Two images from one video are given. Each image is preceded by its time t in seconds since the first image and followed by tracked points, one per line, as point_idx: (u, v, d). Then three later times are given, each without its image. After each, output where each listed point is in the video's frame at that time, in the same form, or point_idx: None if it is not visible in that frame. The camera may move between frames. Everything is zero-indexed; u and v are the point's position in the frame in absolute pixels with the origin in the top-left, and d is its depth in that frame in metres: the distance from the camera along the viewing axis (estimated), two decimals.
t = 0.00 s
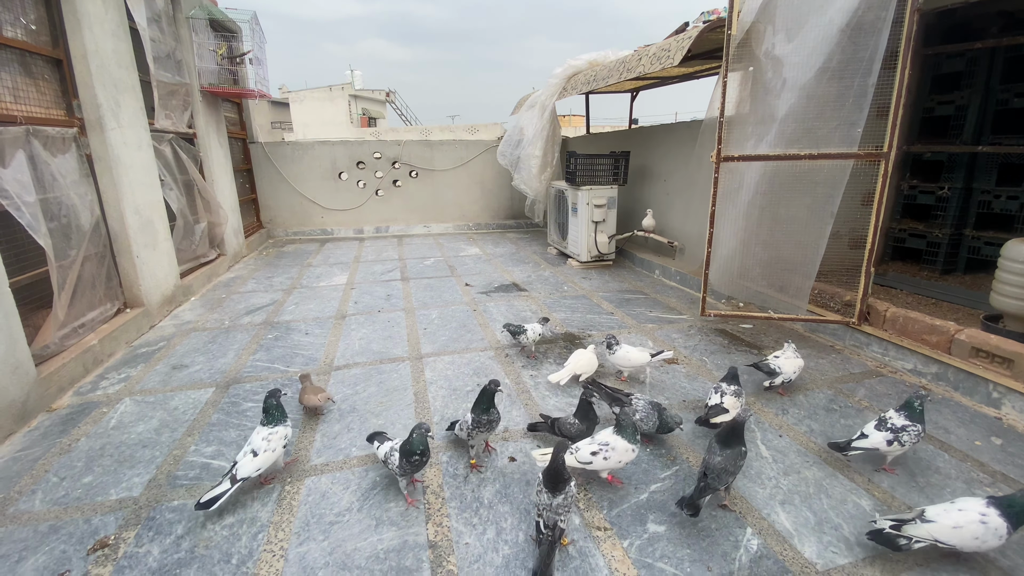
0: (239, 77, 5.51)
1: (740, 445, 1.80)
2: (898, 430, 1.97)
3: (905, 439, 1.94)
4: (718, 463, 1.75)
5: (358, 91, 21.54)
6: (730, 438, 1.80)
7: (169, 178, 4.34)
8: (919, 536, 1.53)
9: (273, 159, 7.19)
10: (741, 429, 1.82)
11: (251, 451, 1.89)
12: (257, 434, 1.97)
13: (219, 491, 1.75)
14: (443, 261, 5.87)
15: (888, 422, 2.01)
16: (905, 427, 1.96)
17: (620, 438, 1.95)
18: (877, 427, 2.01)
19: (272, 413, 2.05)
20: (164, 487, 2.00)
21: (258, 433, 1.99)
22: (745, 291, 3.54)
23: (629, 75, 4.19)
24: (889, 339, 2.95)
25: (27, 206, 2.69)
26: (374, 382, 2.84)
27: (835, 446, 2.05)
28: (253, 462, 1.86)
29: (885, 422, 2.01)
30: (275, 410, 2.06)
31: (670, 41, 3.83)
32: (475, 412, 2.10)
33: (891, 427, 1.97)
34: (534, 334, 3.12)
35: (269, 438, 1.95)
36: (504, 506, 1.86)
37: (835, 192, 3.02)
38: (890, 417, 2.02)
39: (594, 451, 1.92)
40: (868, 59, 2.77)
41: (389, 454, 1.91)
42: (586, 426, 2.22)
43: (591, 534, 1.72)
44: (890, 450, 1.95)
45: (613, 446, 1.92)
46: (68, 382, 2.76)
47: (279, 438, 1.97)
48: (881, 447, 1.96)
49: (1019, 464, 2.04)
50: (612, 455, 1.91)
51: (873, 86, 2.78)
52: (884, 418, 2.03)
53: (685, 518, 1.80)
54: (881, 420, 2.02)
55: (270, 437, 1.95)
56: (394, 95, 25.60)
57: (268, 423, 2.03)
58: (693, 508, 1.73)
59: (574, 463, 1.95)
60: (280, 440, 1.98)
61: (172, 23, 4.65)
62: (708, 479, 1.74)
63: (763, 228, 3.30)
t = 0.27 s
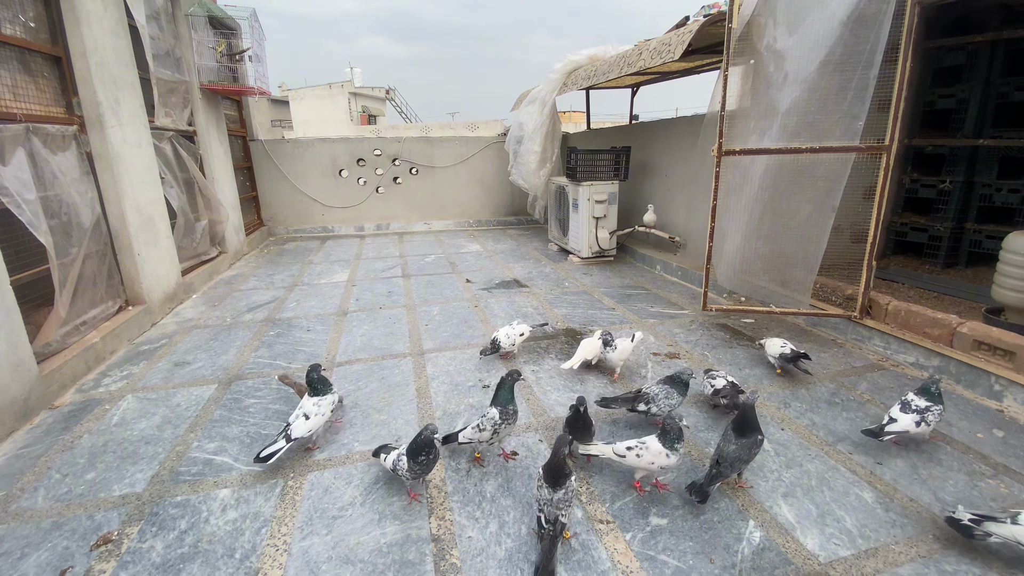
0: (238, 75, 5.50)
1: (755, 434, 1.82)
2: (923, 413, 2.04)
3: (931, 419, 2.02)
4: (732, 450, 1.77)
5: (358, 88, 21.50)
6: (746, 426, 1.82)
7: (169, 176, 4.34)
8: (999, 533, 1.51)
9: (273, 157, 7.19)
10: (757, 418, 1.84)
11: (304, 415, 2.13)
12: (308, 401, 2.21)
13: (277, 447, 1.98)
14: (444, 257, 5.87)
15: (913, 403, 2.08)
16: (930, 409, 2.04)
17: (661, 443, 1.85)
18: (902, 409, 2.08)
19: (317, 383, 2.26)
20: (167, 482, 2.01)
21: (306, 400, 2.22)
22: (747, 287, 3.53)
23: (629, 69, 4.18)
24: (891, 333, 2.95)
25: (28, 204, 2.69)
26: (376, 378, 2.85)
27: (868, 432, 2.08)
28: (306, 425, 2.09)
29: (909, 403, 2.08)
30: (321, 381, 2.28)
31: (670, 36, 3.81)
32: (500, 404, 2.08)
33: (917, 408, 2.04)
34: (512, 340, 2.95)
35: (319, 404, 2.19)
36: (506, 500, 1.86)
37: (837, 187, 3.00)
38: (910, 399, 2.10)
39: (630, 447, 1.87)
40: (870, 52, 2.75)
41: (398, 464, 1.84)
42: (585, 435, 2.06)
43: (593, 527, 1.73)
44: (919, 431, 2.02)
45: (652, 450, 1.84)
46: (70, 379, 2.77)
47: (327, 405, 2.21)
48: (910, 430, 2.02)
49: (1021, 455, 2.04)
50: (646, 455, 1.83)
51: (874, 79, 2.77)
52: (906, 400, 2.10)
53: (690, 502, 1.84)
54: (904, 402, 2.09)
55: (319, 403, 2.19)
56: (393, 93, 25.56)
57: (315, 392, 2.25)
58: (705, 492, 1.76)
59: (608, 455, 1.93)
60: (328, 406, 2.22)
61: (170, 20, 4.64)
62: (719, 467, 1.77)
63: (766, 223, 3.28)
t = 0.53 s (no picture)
0: (238, 74, 5.50)
1: (755, 428, 1.92)
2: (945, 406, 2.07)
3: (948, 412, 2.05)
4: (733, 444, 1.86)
5: (358, 87, 21.48)
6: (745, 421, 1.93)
7: (169, 176, 4.34)
8: None
9: (274, 156, 7.19)
10: (756, 412, 1.95)
11: (345, 396, 2.28)
12: (346, 381, 2.34)
13: (322, 426, 2.15)
14: (444, 257, 5.87)
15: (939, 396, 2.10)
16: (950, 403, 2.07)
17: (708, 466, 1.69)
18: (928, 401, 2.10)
19: (355, 364, 2.37)
20: (168, 483, 2.01)
21: (346, 380, 2.35)
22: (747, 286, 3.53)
23: (629, 68, 4.17)
24: (891, 333, 2.95)
25: (28, 205, 2.70)
26: (376, 378, 2.85)
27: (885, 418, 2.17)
28: (346, 405, 2.25)
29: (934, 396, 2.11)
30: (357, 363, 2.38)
31: (670, 35, 3.80)
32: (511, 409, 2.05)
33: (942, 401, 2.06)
34: (507, 341, 2.91)
35: (357, 385, 2.31)
36: (505, 501, 1.87)
37: (837, 186, 2.99)
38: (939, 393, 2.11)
39: (673, 472, 1.71)
40: (870, 51, 2.74)
41: (415, 472, 1.76)
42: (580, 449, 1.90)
43: (592, 528, 1.73)
44: (940, 423, 2.05)
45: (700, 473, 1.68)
46: (71, 379, 2.78)
47: (365, 385, 2.34)
48: (930, 421, 2.06)
49: (1021, 456, 2.04)
50: (691, 484, 1.67)
51: (875, 78, 2.75)
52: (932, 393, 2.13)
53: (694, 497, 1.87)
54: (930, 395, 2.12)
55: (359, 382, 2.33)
56: (394, 91, 25.54)
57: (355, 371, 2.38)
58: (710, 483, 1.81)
59: (648, 475, 1.78)
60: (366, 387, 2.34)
61: (170, 20, 4.63)
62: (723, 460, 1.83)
63: (766, 222, 3.27)
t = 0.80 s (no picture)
0: (239, 74, 5.51)
1: (754, 423, 1.98)
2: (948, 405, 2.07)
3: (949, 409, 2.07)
4: (733, 439, 1.93)
5: (359, 86, 21.48)
6: (744, 415, 2.00)
7: (171, 176, 4.35)
8: None
9: (275, 156, 7.20)
10: (755, 408, 2.01)
11: (362, 378, 2.42)
12: (365, 365, 2.50)
13: (342, 403, 2.31)
14: (445, 257, 5.88)
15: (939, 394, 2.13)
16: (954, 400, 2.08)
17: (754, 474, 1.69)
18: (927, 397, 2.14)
19: (375, 349, 2.56)
20: (170, 483, 2.02)
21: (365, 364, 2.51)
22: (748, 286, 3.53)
23: (630, 68, 4.16)
24: (892, 333, 2.95)
25: (31, 206, 2.71)
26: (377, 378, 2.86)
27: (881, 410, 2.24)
28: (363, 387, 2.39)
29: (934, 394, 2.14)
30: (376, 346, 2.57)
31: (671, 35, 3.80)
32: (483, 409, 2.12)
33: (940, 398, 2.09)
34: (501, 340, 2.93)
35: (374, 368, 2.47)
36: (505, 502, 1.87)
37: (839, 187, 2.99)
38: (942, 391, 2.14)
39: (719, 486, 1.67)
40: (872, 51, 2.73)
41: (415, 469, 1.74)
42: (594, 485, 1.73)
43: (592, 529, 1.73)
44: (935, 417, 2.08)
45: (748, 482, 1.67)
46: (73, 379, 2.78)
47: (381, 369, 2.49)
48: (925, 413, 2.09)
49: (1022, 457, 2.04)
50: (740, 493, 1.65)
51: (876, 79, 2.75)
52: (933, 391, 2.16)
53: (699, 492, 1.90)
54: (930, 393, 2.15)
55: (377, 366, 2.48)
56: (395, 91, 25.53)
57: (372, 357, 2.55)
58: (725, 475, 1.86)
59: (691, 494, 1.71)
60: (382, 371, 2.49)
61: (172, 21, 4.64)
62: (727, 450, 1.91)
63: (767, 223, 3.27)
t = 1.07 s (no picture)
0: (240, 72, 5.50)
1: (772, 421, 1.93)
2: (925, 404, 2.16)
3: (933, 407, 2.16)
4: (750, 437, 1.92)
5: (360, 85, 21.46)
6: (762, 412, 1.94)
7: (172, 174, 4.35)
8: None
9: (276, 154, 7.19)
10: (772, 404, 1.94)
11: (377, 370, 2.47)
12: (380, 359, 2.54)
13: (358, 395, 2.36)
14: (446, 255, 5.87)
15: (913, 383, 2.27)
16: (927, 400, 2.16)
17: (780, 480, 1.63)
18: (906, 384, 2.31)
19: (387, 344, 2.58)
20: (172, 480, 2.02)
21: (380, 358, 2.56)
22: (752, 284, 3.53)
23: (632, 67, 4.16)
24: (895, 331, 2.94)
25: (33, 202, 2.70)
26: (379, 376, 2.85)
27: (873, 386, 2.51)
28: (379, 379, 2.43)
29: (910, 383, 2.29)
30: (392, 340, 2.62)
31: (674, 32, 3.79)
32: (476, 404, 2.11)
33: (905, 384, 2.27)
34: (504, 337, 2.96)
35: (389, 361, 2.52)
36: (509, 498, 1.87)
37: (842, 185, 2.98)
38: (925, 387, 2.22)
39: (743, 479, 1.69)
40: (876, 49, 2.72)
41: (427, 473, 1.71)
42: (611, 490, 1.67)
43: (596, 526, 1.73)
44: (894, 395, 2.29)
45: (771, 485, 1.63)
46: (75, 376, 2.78)
47: (396, 363, 2.53)
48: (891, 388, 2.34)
49: None
50: (761, 492, 1.64)
51: (880, 77, 2.74)
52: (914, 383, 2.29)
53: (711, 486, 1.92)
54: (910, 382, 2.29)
55: (392, 359, 2.53)
56: (395, 90, 25.51)
57: (386, 351, 2.59)
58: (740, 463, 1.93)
59: (716, 480, 1.76)
60: (397, 365, 2.53)
61: (173, 18, 4.64)
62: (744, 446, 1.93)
63: (771, 221, 3.27)
